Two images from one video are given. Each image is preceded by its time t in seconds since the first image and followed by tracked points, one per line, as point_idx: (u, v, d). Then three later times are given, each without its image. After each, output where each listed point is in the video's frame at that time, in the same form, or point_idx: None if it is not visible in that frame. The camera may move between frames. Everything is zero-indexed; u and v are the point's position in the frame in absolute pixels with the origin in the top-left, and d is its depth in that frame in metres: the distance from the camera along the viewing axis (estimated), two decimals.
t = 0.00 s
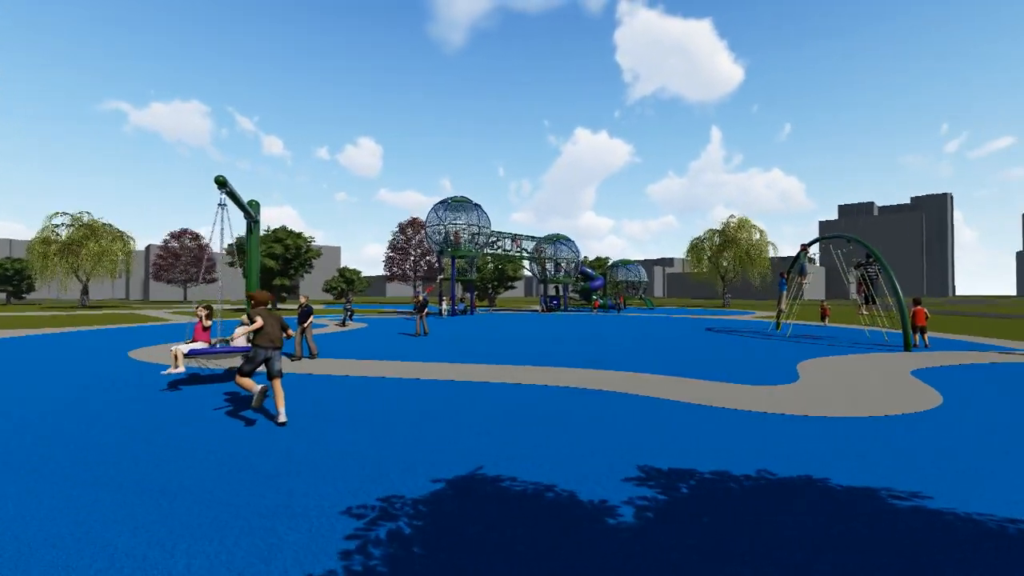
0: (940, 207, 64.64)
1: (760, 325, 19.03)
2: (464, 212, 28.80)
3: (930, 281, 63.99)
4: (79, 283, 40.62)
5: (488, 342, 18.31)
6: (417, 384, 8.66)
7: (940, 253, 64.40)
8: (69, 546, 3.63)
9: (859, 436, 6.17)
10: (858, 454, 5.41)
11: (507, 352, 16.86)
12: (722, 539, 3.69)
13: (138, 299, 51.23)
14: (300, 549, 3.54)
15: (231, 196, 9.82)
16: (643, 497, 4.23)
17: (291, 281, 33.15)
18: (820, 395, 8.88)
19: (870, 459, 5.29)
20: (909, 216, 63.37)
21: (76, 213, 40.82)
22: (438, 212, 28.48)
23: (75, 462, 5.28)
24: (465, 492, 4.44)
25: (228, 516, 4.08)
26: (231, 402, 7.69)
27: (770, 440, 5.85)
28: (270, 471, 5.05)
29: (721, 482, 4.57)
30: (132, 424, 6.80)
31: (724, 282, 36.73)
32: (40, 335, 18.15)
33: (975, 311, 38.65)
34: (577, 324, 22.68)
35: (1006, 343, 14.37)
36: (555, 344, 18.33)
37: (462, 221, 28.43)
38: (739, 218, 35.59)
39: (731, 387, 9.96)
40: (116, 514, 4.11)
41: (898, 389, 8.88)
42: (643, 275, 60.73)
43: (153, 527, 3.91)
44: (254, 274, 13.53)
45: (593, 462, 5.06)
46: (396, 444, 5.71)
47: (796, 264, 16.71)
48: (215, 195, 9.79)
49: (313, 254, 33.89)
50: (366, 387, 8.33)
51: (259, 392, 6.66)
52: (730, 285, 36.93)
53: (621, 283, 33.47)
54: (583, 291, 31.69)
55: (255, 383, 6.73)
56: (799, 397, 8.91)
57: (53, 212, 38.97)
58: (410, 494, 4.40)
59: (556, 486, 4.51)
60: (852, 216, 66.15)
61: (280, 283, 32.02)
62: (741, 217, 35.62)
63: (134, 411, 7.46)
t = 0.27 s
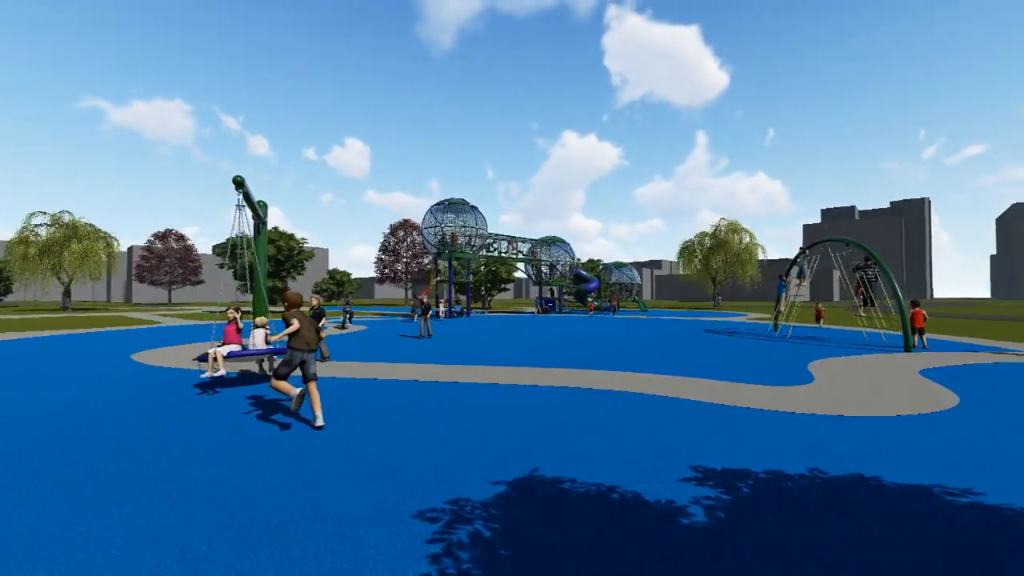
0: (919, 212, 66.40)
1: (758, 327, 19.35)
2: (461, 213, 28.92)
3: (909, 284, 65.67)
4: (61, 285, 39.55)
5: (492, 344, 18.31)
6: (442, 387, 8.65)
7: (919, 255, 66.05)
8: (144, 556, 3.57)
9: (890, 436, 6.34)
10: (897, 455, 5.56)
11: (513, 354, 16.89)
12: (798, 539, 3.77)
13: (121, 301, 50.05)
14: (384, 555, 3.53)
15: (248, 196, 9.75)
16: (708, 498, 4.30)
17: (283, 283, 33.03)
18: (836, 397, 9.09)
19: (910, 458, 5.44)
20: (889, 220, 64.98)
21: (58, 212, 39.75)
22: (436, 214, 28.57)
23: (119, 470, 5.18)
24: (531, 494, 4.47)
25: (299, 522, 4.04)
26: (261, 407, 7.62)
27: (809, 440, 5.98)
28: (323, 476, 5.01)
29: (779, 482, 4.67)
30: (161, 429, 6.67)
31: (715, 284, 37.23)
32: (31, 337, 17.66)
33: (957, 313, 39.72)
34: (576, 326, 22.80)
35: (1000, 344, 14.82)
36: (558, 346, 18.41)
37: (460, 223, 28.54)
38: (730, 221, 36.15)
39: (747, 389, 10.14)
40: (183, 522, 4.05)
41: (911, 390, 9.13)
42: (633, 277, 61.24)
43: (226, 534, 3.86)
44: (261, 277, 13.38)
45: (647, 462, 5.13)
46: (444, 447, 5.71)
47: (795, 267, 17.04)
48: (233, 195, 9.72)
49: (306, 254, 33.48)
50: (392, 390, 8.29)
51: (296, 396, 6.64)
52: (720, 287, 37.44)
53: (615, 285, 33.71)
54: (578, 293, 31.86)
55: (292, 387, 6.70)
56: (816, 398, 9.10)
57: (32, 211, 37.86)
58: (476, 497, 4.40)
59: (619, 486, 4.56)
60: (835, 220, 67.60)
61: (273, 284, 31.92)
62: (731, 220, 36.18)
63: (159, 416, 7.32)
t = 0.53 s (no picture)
0: (899, 216, 68.16)
1: (756, 329, 19.69)
2: (457, 215, 28.83)
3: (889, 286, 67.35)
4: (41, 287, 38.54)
5: (495, 346, 18.35)
6: (468, 390, 8.67)
7: (899, 259, 67.79)
8: (225, 562, 3.54)
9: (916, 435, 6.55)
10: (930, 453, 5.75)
11: (518, 357, 16.95)
12: (864, 535, 3.89)
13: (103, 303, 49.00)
14: (469, 558, 3.55)
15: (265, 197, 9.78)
16: (769, 497, 4.40)
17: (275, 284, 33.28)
18: (850, 397, 9.33)
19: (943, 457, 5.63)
20: (870, 224, 66.64)
21: (37, 213, 38.75)
22: (433, 216, 28.50)
23: (168, 477, 5.11)
24: (594, 495, 4.52)
25: (371, 525, 4.05)
26: (291, 410, 7.61)
27: (842, 440, 6.15)
28: (378, 479, 5.01)
29: (830, 479, 4.81)
30: (195, 435, 6.59)
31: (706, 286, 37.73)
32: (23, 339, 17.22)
33: (939, 315, 40.83)
34: (575, 328, 22.96)
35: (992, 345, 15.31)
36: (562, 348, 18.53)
37: (457, 225, 28.48)
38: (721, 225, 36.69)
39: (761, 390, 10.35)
40: (253, 528, 4.03)
41: (921, 390, 9.41)
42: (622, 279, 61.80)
43: (302, 539, 3.85)
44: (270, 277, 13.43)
45: (697, 463, 5.23)
46: (491, 450, 5.74)
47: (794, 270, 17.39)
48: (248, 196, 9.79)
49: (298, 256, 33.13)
50: (419, 393, 8.29)
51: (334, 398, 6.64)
52: (711, 290, 37.96)
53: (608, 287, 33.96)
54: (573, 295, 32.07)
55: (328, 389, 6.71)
56: (831, 399, 9.33)
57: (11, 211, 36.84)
58: (542, 499, 4.45)
59: (678, 486, 4.65)
60: (818, 224, 69.12)
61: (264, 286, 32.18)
62: (722, 224, 36.72)
63: (187, 422, 7.23)
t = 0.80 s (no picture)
0: (880, 221, 69.83)
1: (754, 330, 20.03)
2: (454, 217, 28.78)
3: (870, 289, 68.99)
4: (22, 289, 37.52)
5: (498, 349, 18.40)
6: (493, 393, 8.73)
7: (879, 262, 69.48)
8: (307, 565, 3.54)
9: (938, 434, 6.78)
10: (958, 452, 5.97)
11: (522, 359, 17.03)
12: (923, 529, 4.03)
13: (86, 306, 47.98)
14: (551, 558, 3.60)
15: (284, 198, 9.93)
16: (823, 495, 4.54)
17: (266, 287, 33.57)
18: (861, 397, 9.59)
19: (970, 456, 5.85)
20: (852, 228, 68.18)
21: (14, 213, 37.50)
22: (430, 218, 28.43)
23: (218, 485, 5.07)
24: (654, 494, 4.61)
25: (444, 526, 4.08)
26: (322, 414, 7.62)
27: (871, 441, 6.35)
28: (433, 482, 5.04)
29: (875, 476, 4.97)
30: (231, 444, 6.54)
31: (698, 289, 38.21)
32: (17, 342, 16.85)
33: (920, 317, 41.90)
34: (575, 331, 23.12)
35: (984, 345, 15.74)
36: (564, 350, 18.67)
37: (453, 227, 28.47)
38: (712, 228, 37.19)
39: (772, 391, 10.58)
40: (324, 531, 4.03)
41: (929, 389, 9.70)
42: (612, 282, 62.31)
43: (378, 541, 3.86)
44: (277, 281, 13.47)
45: (742, 462, 5.36)
46: (536, 452, 5.82)
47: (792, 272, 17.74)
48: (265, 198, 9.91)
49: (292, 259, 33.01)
50: (446, 397, 8.31)
51: (371, 401, 6.64)
52: (702, 292, 38.45)
53: (602, 290, 34.22)
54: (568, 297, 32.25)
55: (365, 391, 6.72)
56: (843, 398, 9.59)
57: None
58: (604, 498, 4.52)
59: (732, 485, 4.77)
60: (802, 227, 70.60)
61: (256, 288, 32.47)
62: (713, 227, 37.22)
63: (218, 431, 7.18)
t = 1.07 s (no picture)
0: (862, 224, 71.46)
1: (750, 332, 20.42)
2: (450, 219, 28.77)
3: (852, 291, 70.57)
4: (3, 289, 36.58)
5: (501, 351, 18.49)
6: (517, 395, 8.80)
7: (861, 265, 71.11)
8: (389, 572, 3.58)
9: (957, 432, 7.01)
10: (982, 450, 6.19)
11: (526, 360, 17.15)
12: (971, 522, 4.22)
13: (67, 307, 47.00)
14: (627, 560, 3.69)
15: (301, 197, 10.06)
16: (872, 491, 4.70)
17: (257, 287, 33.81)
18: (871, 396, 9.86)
19: (994, 454, 6.07)
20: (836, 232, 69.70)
21: None
22: (426, 220, 28.44)
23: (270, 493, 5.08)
24: (709, 493, 4.73)
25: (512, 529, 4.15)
26: (352, 417, 7.64)
27: (897, 440, 6.55)
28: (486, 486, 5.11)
29: (914, 473, 5.16)
30: (267, 453, 6.52)
31: (689, 291, 38.73)
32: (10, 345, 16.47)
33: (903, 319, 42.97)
34: (574, 333, 23.30)
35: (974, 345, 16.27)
36: (566, 352, 18.83)
37: (450, 228, 28.49)
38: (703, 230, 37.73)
39: (782, 392, 10.85)
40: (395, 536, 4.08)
41: (934, 388, 10.04)
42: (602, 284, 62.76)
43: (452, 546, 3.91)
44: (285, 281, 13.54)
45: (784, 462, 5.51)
46: (579, 454, 5.90)
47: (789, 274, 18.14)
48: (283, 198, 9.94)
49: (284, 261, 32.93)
50: (471, 400, 8.38)
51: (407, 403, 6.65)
52: (693, 294, 38.99)
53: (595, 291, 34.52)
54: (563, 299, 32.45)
55: (401, 394, 6.73)
56: (854, 398, 9.85)
57: None
58: (661, 498, 4.62)
59: (781, 482, 4.91)
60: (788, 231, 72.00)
61: (247, 289, 32.76)
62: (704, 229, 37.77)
63: (249, 439, 7.14)
